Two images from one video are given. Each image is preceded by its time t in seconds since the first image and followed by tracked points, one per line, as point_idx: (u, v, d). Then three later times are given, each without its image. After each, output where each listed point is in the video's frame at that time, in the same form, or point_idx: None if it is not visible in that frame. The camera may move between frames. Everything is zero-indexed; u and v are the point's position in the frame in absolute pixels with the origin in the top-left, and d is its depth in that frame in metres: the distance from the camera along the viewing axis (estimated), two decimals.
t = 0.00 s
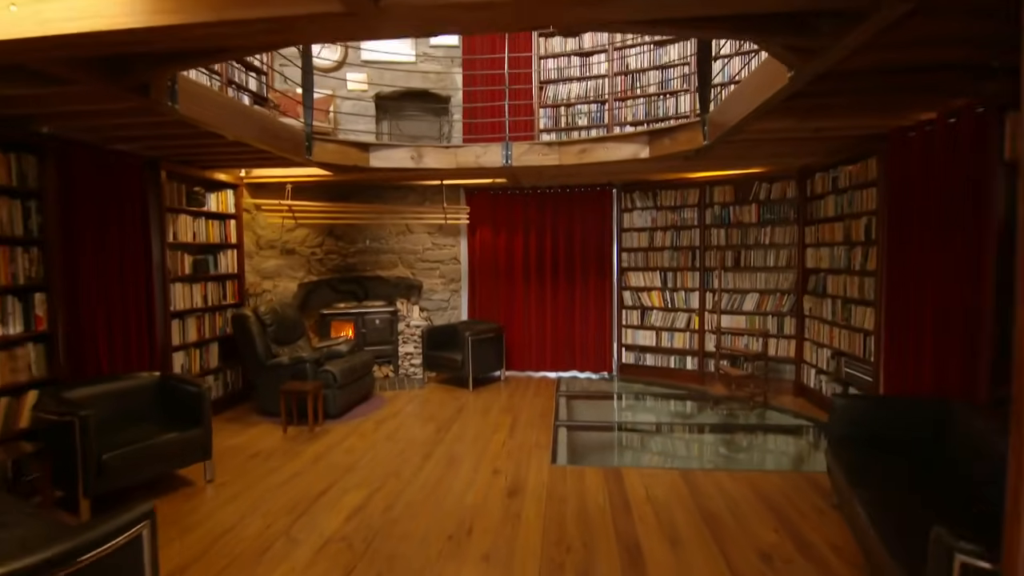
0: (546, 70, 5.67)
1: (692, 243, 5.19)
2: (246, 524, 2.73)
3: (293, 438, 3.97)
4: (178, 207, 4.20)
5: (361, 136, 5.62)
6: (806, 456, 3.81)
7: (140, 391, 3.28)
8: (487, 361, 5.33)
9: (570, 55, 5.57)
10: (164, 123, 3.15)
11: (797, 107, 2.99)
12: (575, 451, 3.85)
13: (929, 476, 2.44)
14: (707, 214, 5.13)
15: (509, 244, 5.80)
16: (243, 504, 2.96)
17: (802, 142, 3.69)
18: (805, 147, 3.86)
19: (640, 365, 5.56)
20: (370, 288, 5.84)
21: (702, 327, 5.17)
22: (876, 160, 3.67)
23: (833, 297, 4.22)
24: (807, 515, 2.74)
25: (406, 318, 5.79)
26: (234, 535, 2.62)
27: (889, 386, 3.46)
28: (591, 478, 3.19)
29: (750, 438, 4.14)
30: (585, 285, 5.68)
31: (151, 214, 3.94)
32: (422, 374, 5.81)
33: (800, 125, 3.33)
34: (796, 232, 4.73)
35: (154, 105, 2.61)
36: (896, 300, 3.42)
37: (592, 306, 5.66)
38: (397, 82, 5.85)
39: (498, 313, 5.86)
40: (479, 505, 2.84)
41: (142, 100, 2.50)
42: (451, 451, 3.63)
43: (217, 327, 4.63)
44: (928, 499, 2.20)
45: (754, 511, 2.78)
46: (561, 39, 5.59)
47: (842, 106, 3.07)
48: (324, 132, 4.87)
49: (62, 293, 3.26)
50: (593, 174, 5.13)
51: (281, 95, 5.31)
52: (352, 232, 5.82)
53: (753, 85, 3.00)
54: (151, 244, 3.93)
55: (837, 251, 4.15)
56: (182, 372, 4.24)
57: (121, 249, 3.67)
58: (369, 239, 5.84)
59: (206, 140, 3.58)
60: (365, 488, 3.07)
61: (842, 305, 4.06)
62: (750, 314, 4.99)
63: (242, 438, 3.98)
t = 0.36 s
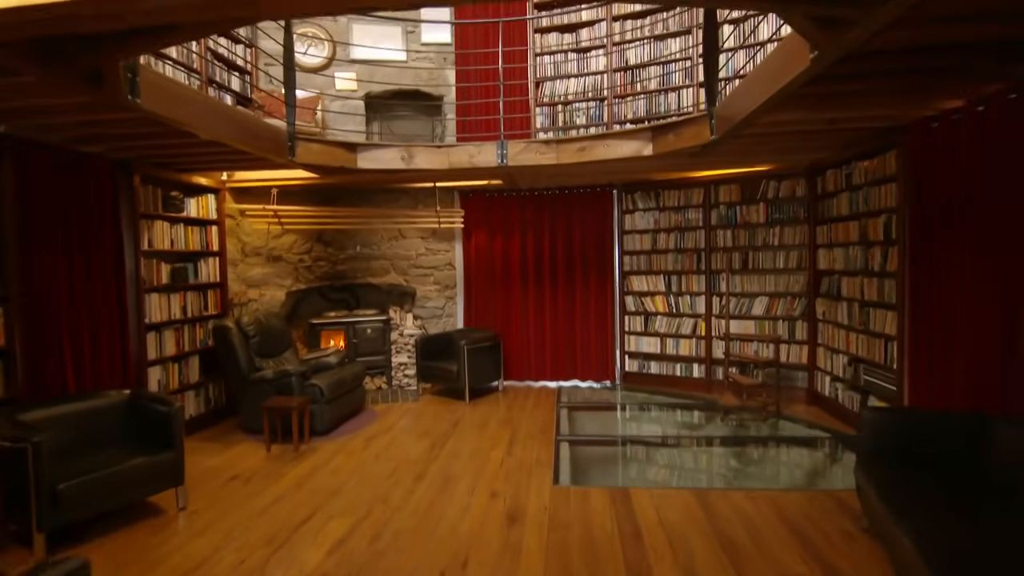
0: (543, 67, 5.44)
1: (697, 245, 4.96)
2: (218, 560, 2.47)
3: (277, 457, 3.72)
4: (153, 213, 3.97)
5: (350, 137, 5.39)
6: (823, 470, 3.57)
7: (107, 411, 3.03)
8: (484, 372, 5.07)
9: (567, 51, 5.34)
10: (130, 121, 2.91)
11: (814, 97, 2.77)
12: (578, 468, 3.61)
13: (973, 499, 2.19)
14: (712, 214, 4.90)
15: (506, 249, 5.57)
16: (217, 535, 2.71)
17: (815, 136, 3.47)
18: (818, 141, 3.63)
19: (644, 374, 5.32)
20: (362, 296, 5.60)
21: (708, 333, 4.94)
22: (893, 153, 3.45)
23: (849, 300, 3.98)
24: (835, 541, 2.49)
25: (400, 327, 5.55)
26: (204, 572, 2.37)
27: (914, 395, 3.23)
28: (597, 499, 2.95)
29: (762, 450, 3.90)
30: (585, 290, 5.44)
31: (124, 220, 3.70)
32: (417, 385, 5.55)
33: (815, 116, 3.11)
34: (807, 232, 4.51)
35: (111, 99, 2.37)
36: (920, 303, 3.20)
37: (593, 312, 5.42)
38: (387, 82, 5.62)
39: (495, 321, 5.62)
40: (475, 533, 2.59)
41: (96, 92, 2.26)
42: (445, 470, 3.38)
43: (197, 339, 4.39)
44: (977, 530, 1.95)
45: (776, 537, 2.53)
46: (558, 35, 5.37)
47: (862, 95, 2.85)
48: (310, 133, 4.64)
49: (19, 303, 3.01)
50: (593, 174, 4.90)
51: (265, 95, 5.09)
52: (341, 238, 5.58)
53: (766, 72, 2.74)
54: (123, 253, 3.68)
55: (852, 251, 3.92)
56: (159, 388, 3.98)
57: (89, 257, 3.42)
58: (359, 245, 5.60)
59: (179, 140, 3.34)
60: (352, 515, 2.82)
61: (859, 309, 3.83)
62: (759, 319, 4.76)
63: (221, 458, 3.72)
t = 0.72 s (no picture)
0: (541, 73, 5.27)
1: (702, 256, 4.76)
2: None
3: (258, 484, 3.45)
4: (129, 222, 3.74)
5: (340, 144, 5.18)
6: (843, 494, 3.34)
7: (68, 437, 2.77)
8: (481, 389, 4.84)
9: (566, 56, 5.17)
10: (98, 121, 2.69)
11: (836, 97, 2.58)
12: (582, 494, 3.36)
13: None
14: (718, 224, 4.70)
15: (503, 260, 5.35)
16: None
17: (831, 140, 3.28)
18: (834, 146, 3.44)
19: (647, 390, 5.09)
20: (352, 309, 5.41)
21: (715, 348, 4.72)
22: (914, 159, 3.26)
23: (865, 313, 3.78)
24: None
25: (393, 341, 5.28)
26: None
27: (941, 415, 3.01)
28: (604, 532, 2.71)
29: (775, 472, 3.68)
30: (586, 303, 5.22)
31: (95, 229, 3.46)
32: (410, 403, 5.27)
33: (834, 119, 2.92)
34: (818, 242, 4.32)
35: (70, 96, 2.15)
36: (946, 317, 2.98)
37: (594, 326, 5.20)
38: (380, 88, 5.43)
39: (492, 335, 5.38)
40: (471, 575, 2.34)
41: (52, 88, 2.04)
42: (439, 499, 3.13)
43: (176, 356, 4.14)
44: None
45: None
46: (556, 40, 5.20)
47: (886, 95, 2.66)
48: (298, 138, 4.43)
49: None
50: (594, 181, 4.71)
51: (252, 101, 4.89)
52: (331, 249, 5.36)
53: (783, 69, 2.49)
54: (93, 264, 3.43)
55: (868, 262, 3.71)
56: (133, 410, 3.72)
57: (55, 269, 3.17)
58: (350, 256, 5.40)
59: (154, 144, 3.12)
60: (336, 552, 2.56)
61: (877, 323, 3.62)
62: (769, 333, 4.54)
63: (198, 486, 3.45)
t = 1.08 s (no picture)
0: (541, 84, 5.12)
1: (707, 273, 4.57)
2: None
3: (234, 517, 3.19)
4: (103, 233, 3.52)
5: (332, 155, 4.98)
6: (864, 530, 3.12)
7: (22, 469, 2.51)
8: (476, 411, 4.60)
9: (567, 67, 5.03)
10: (65, 123, 2.48)
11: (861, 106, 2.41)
12: (584, 530, 3.11)
13: None
14: (724, 240, 4.52)
15: (500, 276, 5.15)
16: None
17: (848, 153, 3.12)
18: (849, 159, 3.27)
19: (650, 414, 4.87)
20: (342, 326, 5.16)
21: (722, 370, 4.51)
22: (934, 173, 3.09)
23: (881, 336, 3.59)
24: None
25: (384, 360, 5.08)
26: None
27: (971, 447, 2.81)
28: None
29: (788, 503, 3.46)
30: (585, 321, 5.01)
31: (66, 240, 3.23)
32: (401, 425, 5.05)
33: (855, 131, 2.75)
34: (828, 261, 4.15)
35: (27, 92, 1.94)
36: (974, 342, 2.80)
37: (594, 346, 4.99)
38: (375, 98, 5.25)
39: (487, 355, 5.16)
40: None
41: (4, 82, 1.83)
42: (430, 536, 2.88)
43: (151, 376, 3.89)
44: None
45: None
46: (556, 51, 5.07)
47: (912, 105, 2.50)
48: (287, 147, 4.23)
49: None
50: (595, 195, 4.54)
51: (241, 108, 4.70)
52: (321, 263, 5.13)
53: (803, 77, 2.30)
54: (62, 278, 3.19)
55: (884, 282, 3.54)
56: (102, 434, 3.44)
57: (17, 283, 2.92)
58: (341, 271, 5.17)
59: (129, 150, 2.91)
60: None
61: (895, 346, 3.43)
62: (777, 355, 4.34)
63: (169, 519, 3.18)
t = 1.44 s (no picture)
0: (542, 100, 4.99)
1: (715, 295, 4.39)
2: None
3: (208, 556, 2.93)
4: (80, 247, 3.32)
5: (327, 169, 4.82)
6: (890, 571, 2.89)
7: None
8: (472, 439, 4.36)
9: (569, 83, 4.92)
10: (33, 127, 2.30)
11: (887, 119, 2.26)
12: (589, 572, 2.87)
13: None
14: (732, 261, 4.35)
15: (499, 296, 4.96)
16: None
17: (868, 170, 2.96)
18: (868, 177, 3.12)
19: (655, 442, 4.64)
20: (333, 347, 4.94)
21: (731, 397, 4.31)
22: (960, 193, 2.90)
23: (902, 363, 3.41)
24: None
25: (377, 383, 4.82)
26: None
27: (1007, 485, 2.60)
28: None
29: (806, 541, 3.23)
30: (588, 344, 4.82)
31: (38, 254, 3.04)
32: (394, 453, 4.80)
33: (878, 146, 2.60)
34: (842, 283, 3.98)
35: None
36: (1009, 371, 2.61)
37: (597, 370, 4.78)
38: (372, 113, 5.11)
39: (485, 379, 4.94)
40: None
41: None
42: None
43: (127, 400, 3.66)
44: None
45: None
46: (559, 67, 4.96)
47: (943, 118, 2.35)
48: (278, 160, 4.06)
49: None
50: (599, 213, 4.38)
51: (233, 120, 4.55)
52: (313, 281, 4.93)
53: (829, 88, 2.15)
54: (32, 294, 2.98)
55: (904, 306, 3.37)
56: (70, 463, 3.19)
57: None
58: (333, 289, 4.97)
59: (107, 159, 2.73)
60: None
61: (918, 374, 3.25)
62: (789, 382, 4.15)
63: (137, 557, 2.92)
